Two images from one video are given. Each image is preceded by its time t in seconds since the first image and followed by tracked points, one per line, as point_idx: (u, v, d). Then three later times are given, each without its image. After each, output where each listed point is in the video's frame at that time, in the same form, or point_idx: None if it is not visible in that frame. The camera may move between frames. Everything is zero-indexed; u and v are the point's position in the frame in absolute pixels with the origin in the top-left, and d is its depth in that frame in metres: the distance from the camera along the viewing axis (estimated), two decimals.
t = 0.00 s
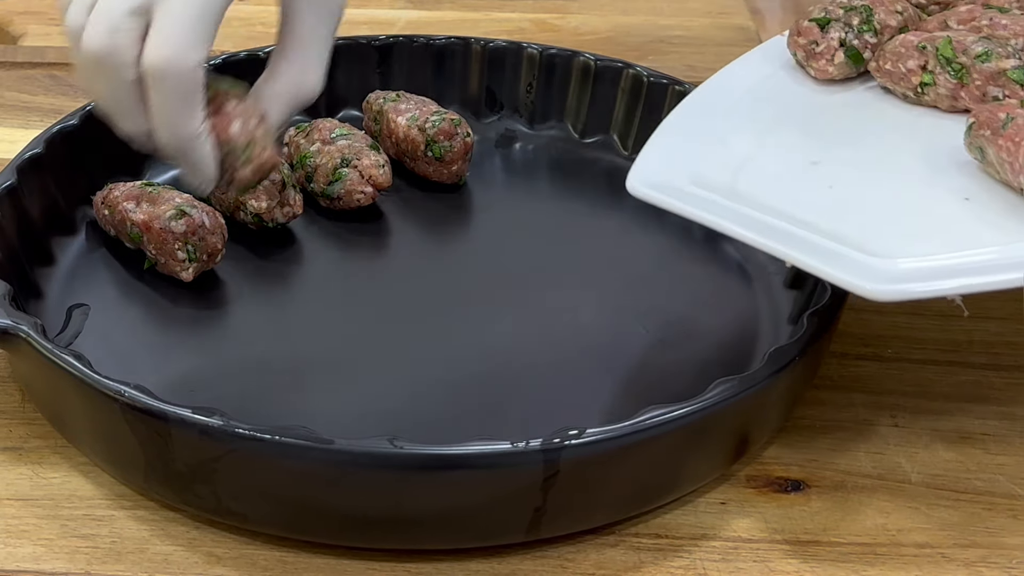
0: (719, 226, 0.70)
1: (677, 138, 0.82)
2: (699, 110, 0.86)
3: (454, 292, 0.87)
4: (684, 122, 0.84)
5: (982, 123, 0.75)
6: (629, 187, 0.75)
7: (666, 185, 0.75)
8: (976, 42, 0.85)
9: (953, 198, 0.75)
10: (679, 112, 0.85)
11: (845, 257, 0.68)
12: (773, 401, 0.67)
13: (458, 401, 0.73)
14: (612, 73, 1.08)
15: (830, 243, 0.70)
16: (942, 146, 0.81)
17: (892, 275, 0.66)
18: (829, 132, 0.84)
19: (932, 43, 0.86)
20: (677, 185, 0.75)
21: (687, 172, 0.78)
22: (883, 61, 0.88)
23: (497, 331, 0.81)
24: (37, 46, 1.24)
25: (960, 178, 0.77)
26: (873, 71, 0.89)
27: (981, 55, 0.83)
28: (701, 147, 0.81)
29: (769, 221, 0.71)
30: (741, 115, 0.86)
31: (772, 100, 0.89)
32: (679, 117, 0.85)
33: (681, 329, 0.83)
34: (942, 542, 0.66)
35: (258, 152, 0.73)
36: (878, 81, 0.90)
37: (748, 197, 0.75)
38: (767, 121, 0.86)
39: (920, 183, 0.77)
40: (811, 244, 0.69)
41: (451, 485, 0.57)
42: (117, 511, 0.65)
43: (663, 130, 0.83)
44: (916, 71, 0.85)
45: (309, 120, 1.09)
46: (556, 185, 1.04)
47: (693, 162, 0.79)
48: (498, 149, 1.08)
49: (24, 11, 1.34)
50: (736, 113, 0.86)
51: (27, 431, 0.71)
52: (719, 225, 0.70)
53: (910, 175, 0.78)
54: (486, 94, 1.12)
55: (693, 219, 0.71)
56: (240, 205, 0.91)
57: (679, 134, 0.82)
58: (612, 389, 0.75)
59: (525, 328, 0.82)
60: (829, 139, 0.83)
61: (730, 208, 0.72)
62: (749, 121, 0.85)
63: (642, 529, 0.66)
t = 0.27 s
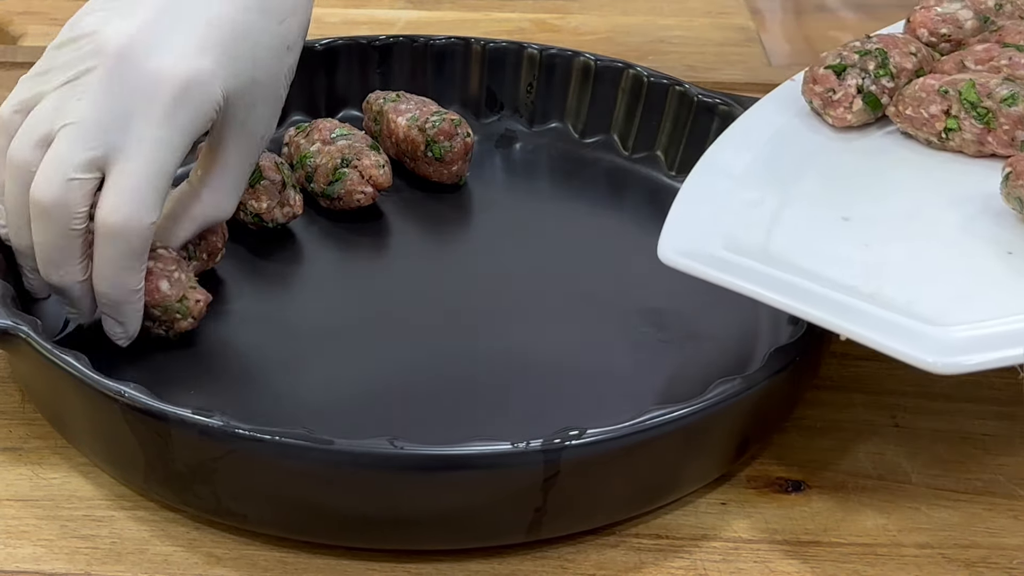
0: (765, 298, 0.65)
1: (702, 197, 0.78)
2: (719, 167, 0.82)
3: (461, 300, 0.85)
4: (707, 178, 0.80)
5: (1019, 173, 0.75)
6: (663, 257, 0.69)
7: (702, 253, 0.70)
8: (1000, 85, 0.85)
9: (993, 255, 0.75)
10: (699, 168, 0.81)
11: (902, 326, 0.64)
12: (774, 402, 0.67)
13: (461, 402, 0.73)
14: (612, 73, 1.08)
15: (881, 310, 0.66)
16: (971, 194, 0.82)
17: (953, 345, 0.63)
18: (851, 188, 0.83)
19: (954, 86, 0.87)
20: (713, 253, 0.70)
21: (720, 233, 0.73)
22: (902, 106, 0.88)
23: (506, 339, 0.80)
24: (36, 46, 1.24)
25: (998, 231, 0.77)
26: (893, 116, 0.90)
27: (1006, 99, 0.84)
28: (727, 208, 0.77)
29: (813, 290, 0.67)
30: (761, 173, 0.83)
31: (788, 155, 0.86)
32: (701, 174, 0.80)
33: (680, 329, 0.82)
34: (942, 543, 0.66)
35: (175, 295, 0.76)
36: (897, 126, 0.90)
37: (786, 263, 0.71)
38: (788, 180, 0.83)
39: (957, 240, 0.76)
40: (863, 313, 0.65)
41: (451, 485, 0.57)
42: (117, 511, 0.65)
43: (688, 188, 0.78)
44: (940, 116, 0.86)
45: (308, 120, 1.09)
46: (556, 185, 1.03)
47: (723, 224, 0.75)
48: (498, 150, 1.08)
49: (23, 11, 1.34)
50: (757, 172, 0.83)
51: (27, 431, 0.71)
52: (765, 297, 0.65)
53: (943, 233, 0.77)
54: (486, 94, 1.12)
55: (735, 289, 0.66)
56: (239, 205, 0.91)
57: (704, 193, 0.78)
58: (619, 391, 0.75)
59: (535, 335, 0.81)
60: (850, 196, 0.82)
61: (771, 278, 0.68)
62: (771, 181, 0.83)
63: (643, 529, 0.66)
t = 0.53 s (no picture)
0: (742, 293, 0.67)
1: (687, 189, 0.78)
2: (705, 156, 0.83)
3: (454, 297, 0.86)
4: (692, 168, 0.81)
5: (1004, 170, 0.75)
6: (645, 250, 0.70)
7: (683, 246, 0.71)
8: (987, 76, 0.85)
9: (974, 252, 0.75)
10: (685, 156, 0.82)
11: (878, 326, 0.65)
12: (773, 401, 0.67)
13: (460, 401, 0.73)
14: (613, 73, 1.08)
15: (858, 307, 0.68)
16: (955, 188, 0.82)
17: (929, 345, 0.64)
18: (837, 177, 0.84)
19: (940, 76, 0.86)
20: (695, 247, 0.71)
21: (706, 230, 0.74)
22: (889, 95, 0.88)
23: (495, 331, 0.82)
24: (36, 46, 1.24)
25: (983, 228, 0.77)
26: (878, 104, 0.90)
27: (992, 91, 0.83)
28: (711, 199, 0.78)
29: (791, 285, 0.69)
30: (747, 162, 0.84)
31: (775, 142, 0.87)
32: (687, 163, 0.81)
33: (679, 330, 0.82)
34: (942, 543, 0.66)
35: (185, 265, 0.80)
36: (882, 115, 0.90)
37: (768, 257, 0.72)
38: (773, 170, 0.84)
39: (939, 235, 0.77)
40: (838, 310, 0.66)
41: (452, 485, 0.57)
42: (117, 511, 0.65)
43: (672, 178, 0.79)
44: (926, 108, 0.86)
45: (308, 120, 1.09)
46: (556, 185, 1.03)
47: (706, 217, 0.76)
48: (498, 150, 1.08)
49: (24, 11, 1.34)
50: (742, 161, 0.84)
51: (27, 432, 0.71)
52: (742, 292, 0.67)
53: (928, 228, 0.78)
54: (487, 95, 1.12)
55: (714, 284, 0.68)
56: (239, 206, 0.92)
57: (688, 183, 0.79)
58: (617, 388, 0.75)
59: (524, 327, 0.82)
60: (834, 186, 0.83)
61: (751, 271, 0.69)
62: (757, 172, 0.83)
63: (642, 529, 0.66)
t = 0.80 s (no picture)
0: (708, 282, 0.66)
1: (663, 179, 0.78)
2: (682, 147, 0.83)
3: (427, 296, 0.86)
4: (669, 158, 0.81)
5: (977, 162, 0.74)
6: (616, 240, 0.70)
7: (653, 236, 0.71)
8: (965, 69, 0.83)
9: (949, 244, 0.74)
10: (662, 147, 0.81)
11: (846, 315, 0.64)
12: (773, 401, 0.67)
13: (454, 400, 0.73)
14: (613, 73, 1.08)
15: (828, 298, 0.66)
16: (933, 179, 0.81)
17: (896, 336, 0.62)
18: (815, 170, 0.83)
19: (918, 69, 0.85)
20: (665, 237, 0.71)
21: (676, 220, 0.74)
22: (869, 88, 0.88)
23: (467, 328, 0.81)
24: (36, 46, 1.24)
25: (958, 220, 0.76)
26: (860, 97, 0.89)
27: (969, 83, 0.82)
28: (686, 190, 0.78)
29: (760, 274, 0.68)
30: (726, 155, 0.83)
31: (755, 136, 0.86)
32: (663, 153, 0.81)
33: (679, 330, 0.82)
34: (943, 543, 0.66)
35: (185, 264, 0.80)
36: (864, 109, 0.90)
37: (739, 249, 0.72)
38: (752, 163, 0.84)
39: (916, 227, 0.76)
40: (804, 299, 0.65)
41: (452, 485, 0.57)
42: (118, 511, 0.65)
43: (649, 168, 0.79)
44: (903, 100, 0.85)
45: (308, 120, 1.09)
46: (555, 185, 1.03)
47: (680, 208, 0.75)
48: (498, 150, 1.08)
49: (24, 11, 1.34)
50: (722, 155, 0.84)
51: (27, 432, 0.71)
52: (708, 281, 0.66)
53: (903, 220, 0.77)
54: (487, 95, 1.12)
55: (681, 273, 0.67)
56: (240, 206, 0.91)
57: (664, 174, 0.79)
58: (614, 387, 0.75)
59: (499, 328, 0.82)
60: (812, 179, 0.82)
61: (718, 262, 0.68)
62: (734, 165, 0.83)
63: (642, 529, 0.66)
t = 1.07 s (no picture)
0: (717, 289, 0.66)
1: (669, 182, 0.78)
2: (688, 150, 0.82)
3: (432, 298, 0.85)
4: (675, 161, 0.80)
5: (987, 167, 0.74)
6: (624, 246, 0.70)
7: (661, 242, 0.70)
8: (970, 72, 0.83)
9: (954, 248, 0.73)
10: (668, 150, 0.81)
11: (855, 321, 0.63)
12: (773, 401, 0.67)
13: (455, 400, 0.73)
14: (613, 73, 1.08)
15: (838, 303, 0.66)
16: (936, 183, 0.81)
17: (908, 342, 0.61)
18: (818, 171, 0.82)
19: (924, 72, 0.85)
20: (672, 242, 0.70)
21: (682, 229, 0.72)
22: (872, 89, 0.87)
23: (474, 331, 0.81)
24: (36, 46, 1.24)
25: (966, 223, 0.76)
26: (861, 99, 0.89)
27: (975, 87, 0.82)
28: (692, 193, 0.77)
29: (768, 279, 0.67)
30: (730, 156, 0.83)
31: (759, 137, 0.86)
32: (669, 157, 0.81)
33: (678, 330, 0.82)
34: (943, 543, 0.66)
35: (185, 264, 0.80)
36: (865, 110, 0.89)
37: (747, 256, 0.71)
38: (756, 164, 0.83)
39: (921, 231, 0.75)
40: (815, 309, 0.64)
41: (452, 485, 0.57)
42: (117, 511, 0.65)
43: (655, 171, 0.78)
44: (909, 103, 0.85)
45: (308, 120, 1.09)
46: (555, 185, 1.03)
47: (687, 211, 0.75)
48: (498, 150, 1.08)
49: (23, 11, 1.34)
50: (727, 156, 0.83)
51: (27, 432, 0.71)
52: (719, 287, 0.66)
53: (910, 225, 0.76)
54: (487, 95, 1.12)
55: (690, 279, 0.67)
56: (240, 206, 0.91)
57: (670, 177, 0.78)
58: (614, 386, 0.75)
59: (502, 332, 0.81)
60: (816, 181, 0.81)
61: (725, 266, 0.68)
62: (737, 169, 0.82)
63: (642, 529, 0.66)
